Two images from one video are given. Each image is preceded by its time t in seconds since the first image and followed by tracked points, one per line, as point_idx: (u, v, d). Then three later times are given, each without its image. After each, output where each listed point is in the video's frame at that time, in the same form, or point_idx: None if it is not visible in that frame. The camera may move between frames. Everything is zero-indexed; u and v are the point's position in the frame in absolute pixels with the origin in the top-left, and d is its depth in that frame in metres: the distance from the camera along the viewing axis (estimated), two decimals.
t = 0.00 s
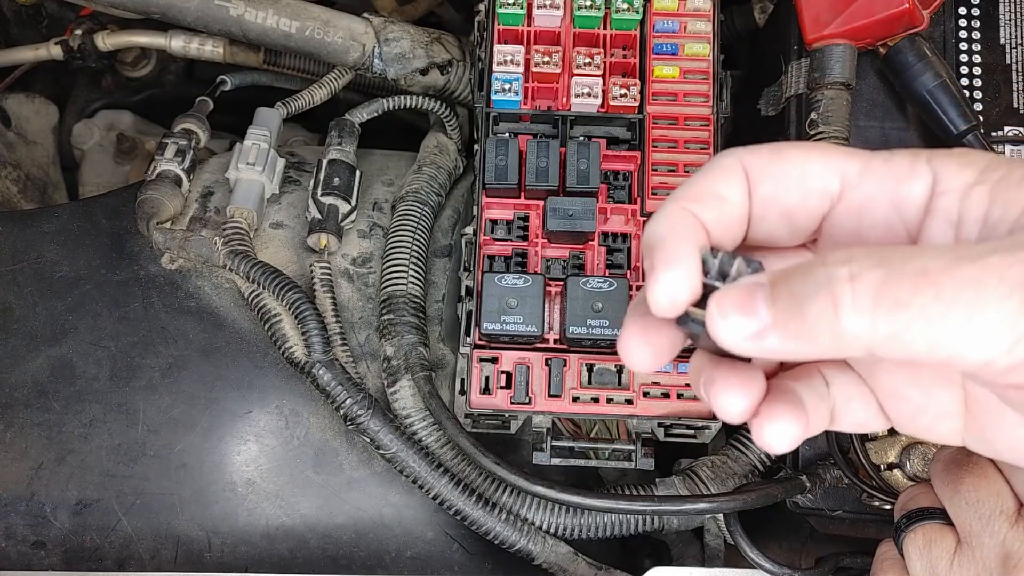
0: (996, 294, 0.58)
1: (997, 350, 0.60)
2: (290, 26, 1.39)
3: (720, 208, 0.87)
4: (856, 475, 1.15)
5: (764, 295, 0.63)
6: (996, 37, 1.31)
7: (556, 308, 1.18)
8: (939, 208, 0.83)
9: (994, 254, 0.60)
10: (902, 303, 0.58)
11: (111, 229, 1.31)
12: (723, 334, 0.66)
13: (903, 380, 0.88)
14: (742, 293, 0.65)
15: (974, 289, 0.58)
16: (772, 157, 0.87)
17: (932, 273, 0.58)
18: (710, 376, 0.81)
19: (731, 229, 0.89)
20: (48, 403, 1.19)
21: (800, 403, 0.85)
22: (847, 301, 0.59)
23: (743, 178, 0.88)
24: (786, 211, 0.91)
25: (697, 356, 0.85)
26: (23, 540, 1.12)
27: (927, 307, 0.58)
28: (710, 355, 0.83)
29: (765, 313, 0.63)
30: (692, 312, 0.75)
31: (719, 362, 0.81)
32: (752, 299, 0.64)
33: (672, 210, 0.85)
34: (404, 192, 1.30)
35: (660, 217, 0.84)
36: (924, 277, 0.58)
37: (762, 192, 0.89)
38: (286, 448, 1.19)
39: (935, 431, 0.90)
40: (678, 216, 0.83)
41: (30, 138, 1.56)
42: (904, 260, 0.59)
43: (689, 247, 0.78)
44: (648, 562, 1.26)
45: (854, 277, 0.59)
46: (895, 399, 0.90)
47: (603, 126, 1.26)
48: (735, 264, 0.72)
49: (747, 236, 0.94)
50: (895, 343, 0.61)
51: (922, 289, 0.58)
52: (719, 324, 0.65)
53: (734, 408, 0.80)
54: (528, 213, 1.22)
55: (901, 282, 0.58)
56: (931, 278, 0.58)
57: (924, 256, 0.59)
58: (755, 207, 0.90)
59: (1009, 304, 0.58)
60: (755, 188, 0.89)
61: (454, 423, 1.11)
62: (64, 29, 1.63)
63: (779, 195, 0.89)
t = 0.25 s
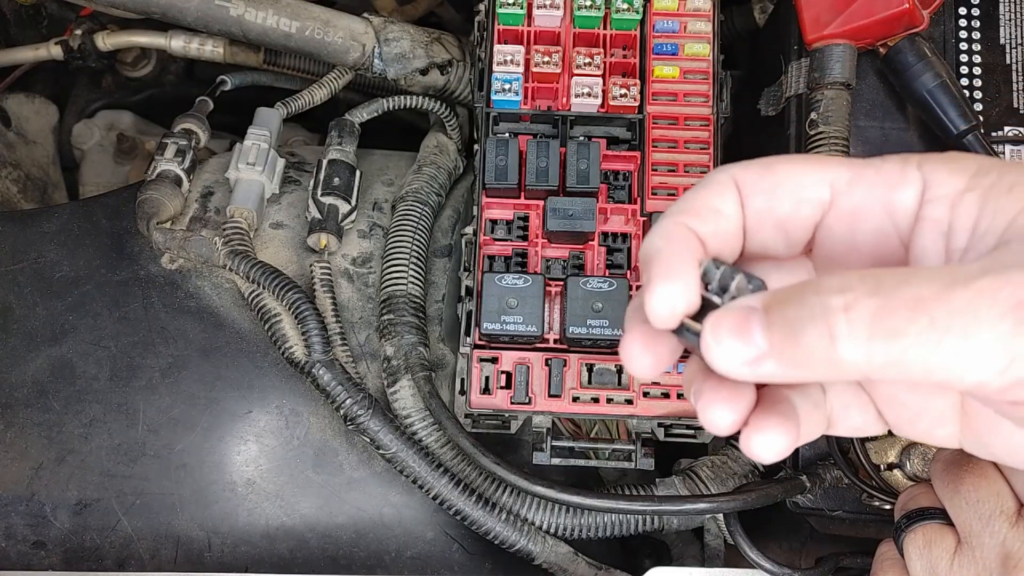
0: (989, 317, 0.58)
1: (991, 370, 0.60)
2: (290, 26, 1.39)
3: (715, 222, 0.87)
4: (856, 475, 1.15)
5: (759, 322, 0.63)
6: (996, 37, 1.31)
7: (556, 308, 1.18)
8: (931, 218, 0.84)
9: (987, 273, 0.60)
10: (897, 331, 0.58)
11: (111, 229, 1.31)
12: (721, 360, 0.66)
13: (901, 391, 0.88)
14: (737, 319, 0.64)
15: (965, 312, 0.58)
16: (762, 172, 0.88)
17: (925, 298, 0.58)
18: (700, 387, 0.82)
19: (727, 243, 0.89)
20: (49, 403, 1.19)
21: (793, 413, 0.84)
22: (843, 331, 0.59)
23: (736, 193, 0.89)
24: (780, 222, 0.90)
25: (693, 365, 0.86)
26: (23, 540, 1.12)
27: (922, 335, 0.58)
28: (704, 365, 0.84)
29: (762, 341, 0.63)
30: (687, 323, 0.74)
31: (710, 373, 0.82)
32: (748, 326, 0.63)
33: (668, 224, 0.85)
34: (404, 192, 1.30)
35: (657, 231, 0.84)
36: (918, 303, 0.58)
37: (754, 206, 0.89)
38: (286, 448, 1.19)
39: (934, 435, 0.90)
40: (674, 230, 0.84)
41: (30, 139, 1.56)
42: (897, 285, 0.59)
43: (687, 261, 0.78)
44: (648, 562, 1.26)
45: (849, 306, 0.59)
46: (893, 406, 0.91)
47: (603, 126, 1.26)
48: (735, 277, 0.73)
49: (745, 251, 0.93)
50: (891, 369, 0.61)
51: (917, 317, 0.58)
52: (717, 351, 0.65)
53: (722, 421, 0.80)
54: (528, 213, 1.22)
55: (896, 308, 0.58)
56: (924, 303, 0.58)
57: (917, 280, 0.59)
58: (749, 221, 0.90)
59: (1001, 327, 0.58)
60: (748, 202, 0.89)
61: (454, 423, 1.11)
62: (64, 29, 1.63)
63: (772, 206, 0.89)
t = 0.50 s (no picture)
0: (990, 305, 0.58)
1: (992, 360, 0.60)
2: (290, 26, 1.39)
3: (710, 225, 0.88)
4: (856, 475, 1.15)
5: (760, 308, 0.63)
6: (996, 37, 1.31)
7: (556, 308, 1.18)
8: (932, 214, 0.84)
9: (990, 262, 0.60)
10: (896, 314, 0.58)
11: (111, 229, 1.31)
12: (721, 347, 0.66)
13: (900, 384, 0.87)
14: (738, 306, 0.65)
15: (967, 296, 0.58)
16: (758, 174, 0.88)
17: (926, 281, 0.58)
18: (698, 386, 0.82)
19: (722, 246, 0.89)
20: (49, 403, 1.19)
21: (790, 410, 0.84)
22: (842, 311, 0.59)
23: (731, 196, 0.89)
24: (776, 223, 0.91)
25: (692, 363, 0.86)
26: (23, 540, 1.12)
27: (921, 318, 0.58)
28: (703, 365, 0.84)
29: (762, 326, 0.63)
30: (690, 319, 0.75)
31: (707, 373, 0.82)
32: (748, 312, 0.64)
33: (663, 229, 0.85)
34: (404, 192, 1.30)
35: (652, 237, 0.85)
36: (917, 287, 0.58)
37: (750, 208, 0.90)
38: (286, 448, 1.19)
39: (935, 430, 0.90)
40: (669, 235, 0.84)
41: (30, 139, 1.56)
42: (898, 268, 0.60)
43: (682, 265, 0.79)
44: (648, 562, 1.26)
45: (848, 288, 0.59)
46: (894, 401, 0.90)
47: (603, 126, 1.26)
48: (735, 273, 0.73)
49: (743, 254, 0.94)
50: (890, 353, 0.61)
51: (916, 300, 0.58)
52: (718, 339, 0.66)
53: (719, 420, 0.81)
54: (528, 213, 1.22)
55: (896, 289, 0.59)
56: (925, 285, 0.58)
57: (917, 265, 0.60)
58: (744, 223, 0.91)
59: (1003, 315, 0.58)
60: (744, 205, 0.90)
61: (454, 423, 1.11)
62: (64, 29, 1.63)
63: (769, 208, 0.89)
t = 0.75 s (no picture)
0: (997, 288, 0.58)
1: (996, 343, 0.61)
2: (290, 26, 1.39)
3: (709, 225, 0.88)
4: (856, 475, 1.15)
5: (766, 293, 0.64)
6: (996, 37, 1.31)
7: (556, 308, 1.18)
8: (935, 209, 0.84)
9: (998, 247, 0.60)
10: (903, 294, 0.58)
11: (111, 229, 1.31)
12: (729, 334, 0.66)
13: (901, 377, 0.88)
14: (745, 293, 0.65)
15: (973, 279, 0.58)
16: (758, 175, 0.88)
17: (933, 263, 0.58)
18: (700, 382, 0.82)
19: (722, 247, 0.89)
20: (49, 403, 1.19)
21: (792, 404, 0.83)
22: (849, 292, 0.59)
23: (731, 197, 0.89)
24: (776, 224, 0.91)
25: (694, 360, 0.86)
26: (23, 540, 1.12)
27: (928, 299, 0.58)
28: (704, 361, 0.84)
29: (769, 310, 0.63)
30: (696, 309, 0.76)
31: (709, 368, 0.83)
32: (755, 298, 0.64)
33: (661, 231, 0.85)
34: (404, 192, 1.30)
35: (649, 238, 0.85)
36: (924, 267, 0.58)
37: (749, 208, 0.90)
38: (286, 448, 1.19)
39: (935, 426, 0.91)
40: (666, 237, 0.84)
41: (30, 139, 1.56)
42: (904, 251, 0.59)
43: (678, 266, 0.80)
44: (648, 562, 1.26)
45: (854, 268, 0.59)
46: (895, 396, 0.90)
47: (603, 126, 1.26)
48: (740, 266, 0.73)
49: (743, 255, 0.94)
50: (896, 334, 0.61)
51: (923, 280, 0.58)
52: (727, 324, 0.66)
53: (721, 414, 0.80)
54: (528, 213, 1.22)
55: (903, 271, 0.58)
56: (932, 267, 0.58)
57: (924, 246, 0.59)
58: (744, 224, 0.91)
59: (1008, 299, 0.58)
60: (743, 206, 0.90)
61: (454, 423, 1.11)
62: (65, 29, 1.63)
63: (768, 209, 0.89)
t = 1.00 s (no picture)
0: (990, 305, 0.58)
1: (992, 360, 0.60)
2: (290, 26, 1.39)
3: (710, 227, 0.88)
4: (856, 475, 1.15)
5: (761, 305, 0.64)
6: (996, 37, 1.31)
7: (556, 308, 1.18)
8: (931, 212, 0.83)
9: (992, 261, 0.60)
10: (896, 314, 0.58)
11: (111, 229, 1.31)
12: (722, 343, 0.66)
13: (901, 379, 0.88)
14: (740, 302, 0.65)
15: (968, 297, 0.58)
16: (758, 175, 0.88)
17: (927, 281, 0.58)
18: (704, 384, 0.82)
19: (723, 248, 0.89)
20: (49, 403, 1.19)
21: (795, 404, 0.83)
22: (843, 310, 0.59)
23: (731, 198, 0.89)
24: (777, 224, 0.91)
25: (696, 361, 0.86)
26: (23, 540, 1.12)
27: (921, 319, 0.58)
28: (705, 361, 0.84)
29: (762, 323, 0.63)
30: (694, 312, 0.76)
31: (711, 369, 0.82)
32: (749, 309, 0.64)
33: (661, 232, 0.85)
34: (404, 192, 1.30)
35: (650, 240, 0.84)
36: (918, 286, 0.58)
37: (750, 209, 0.90)
38: (286, 448, 1.19)
39: (934, 426, 0.91)
40: (667, 239, 0.84)
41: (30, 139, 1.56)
42: (899, 268, 0.60)
43: (679, 267, 0.80)
44: (648, 562, 1.26)
45: (849, 286, 0.59)
46: (894, 396, 0.91)
47: (603, 126, 1.26)
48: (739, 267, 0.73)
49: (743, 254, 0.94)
50: (889, 352, 0.61)
51: (916, 300, 0.58)
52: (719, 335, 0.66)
53: (726, 416, 0.80)
54: (528, 213, 1.22)
55: (897, 288, 0.59)
56: (927, 285, 0.58)
57: (919, 263, 0.59)
58: (744, 225, 0.91)
59: (1003, 316, 0.58)
60: (743, 206, 0.90)
61: (454, 423, 1.11)
62: (65, 29, 1.63)
63: (769, 208, 0.89)
